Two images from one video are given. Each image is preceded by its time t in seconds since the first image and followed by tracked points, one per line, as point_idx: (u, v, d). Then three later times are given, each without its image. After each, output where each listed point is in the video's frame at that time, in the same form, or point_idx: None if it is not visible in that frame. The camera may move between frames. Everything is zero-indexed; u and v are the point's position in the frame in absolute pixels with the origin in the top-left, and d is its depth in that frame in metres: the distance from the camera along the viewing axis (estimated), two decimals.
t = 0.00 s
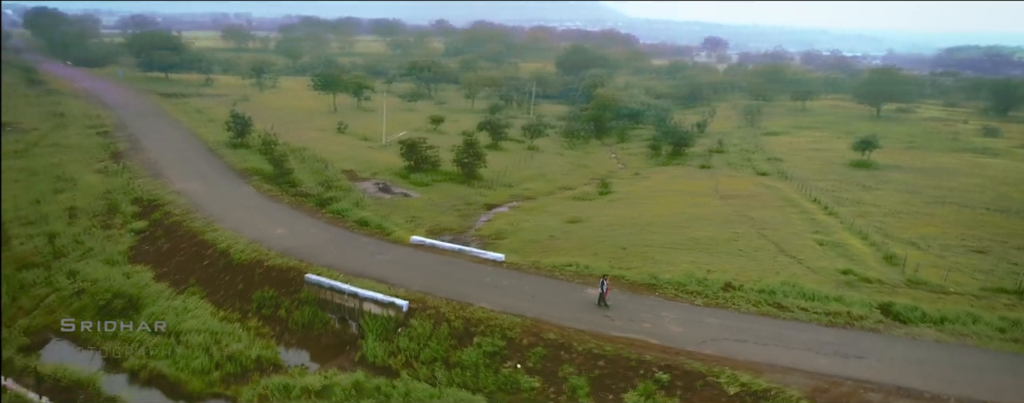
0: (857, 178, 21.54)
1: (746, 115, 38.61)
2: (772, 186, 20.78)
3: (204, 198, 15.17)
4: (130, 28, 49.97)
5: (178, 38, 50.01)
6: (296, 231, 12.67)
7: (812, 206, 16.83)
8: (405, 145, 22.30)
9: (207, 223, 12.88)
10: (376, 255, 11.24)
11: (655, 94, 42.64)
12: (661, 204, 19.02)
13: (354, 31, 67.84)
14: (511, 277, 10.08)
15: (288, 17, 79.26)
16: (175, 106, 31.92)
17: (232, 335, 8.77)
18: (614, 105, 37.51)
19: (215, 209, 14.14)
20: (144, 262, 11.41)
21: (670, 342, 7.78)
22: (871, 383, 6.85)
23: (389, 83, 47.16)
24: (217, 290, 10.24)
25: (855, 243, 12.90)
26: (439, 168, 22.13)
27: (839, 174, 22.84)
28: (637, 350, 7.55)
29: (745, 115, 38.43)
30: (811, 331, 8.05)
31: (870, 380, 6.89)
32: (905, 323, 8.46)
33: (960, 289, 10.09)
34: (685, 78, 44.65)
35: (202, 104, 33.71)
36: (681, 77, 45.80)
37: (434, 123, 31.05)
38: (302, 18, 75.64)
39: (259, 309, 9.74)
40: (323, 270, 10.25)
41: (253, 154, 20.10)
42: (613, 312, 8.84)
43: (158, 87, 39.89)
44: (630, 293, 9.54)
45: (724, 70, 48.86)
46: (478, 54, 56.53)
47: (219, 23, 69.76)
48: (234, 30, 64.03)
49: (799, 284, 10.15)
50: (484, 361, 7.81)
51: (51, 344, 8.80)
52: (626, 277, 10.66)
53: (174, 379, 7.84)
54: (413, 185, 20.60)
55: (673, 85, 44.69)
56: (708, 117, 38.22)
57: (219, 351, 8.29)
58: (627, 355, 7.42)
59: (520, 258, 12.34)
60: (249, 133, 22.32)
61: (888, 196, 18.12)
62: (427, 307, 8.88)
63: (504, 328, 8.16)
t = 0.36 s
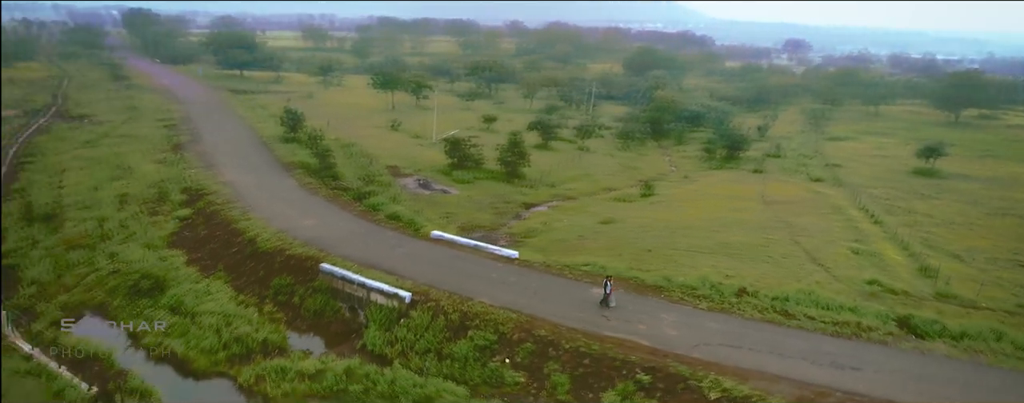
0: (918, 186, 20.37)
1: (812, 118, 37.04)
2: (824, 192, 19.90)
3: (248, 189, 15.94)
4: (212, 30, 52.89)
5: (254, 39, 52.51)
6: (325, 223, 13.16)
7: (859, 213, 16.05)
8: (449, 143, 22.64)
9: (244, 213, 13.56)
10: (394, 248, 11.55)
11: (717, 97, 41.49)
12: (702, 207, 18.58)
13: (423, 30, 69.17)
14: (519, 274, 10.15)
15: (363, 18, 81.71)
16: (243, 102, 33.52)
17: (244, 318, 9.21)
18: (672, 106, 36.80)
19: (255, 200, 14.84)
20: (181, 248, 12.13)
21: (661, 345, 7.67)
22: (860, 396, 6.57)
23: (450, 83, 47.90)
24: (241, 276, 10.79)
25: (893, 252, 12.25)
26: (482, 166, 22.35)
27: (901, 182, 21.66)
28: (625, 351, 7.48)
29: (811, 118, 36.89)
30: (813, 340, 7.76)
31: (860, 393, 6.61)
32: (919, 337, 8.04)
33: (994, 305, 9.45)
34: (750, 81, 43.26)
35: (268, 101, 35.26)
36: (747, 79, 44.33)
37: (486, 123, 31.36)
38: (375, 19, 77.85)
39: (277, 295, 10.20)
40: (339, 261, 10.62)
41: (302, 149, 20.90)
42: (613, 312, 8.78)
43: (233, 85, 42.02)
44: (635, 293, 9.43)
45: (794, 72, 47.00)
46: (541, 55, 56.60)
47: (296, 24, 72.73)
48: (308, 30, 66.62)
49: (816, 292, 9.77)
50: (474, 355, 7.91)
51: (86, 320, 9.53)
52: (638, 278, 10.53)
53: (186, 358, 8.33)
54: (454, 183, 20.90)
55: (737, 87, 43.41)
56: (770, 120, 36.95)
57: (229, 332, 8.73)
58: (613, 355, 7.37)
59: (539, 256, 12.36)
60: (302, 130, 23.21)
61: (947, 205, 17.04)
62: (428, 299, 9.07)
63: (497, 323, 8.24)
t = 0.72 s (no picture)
0: (985, 195, 19.01)
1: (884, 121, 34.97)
2: (878, 199, 18.89)
3: (288, 182, 16.62)
4: (287, 31, 55.25)
5: (325, 40, 54.49)
6: (353, 215, 13.59)
7: (908, 222, 15.18)
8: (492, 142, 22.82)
9: (278, 204, 14.17)
10: (411, 241, 11.83)
11: (782, 100, 39.93)
12: (743, 209, 18.01)
13: (490, 30, 69.86)
14: (526, 272, 10.22)
15: (435, 19, 83.28)
16: (306, 99, 34.77)
17: (257, 303, 9.65)
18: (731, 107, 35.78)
19: (292, 192, 15.46)
20: (216, 236, 12.81)
21: (648, 346, 7.59)
22: None
23: (510, 83, 48.17)
24: (264, 263, 11.30)
25: (931, 264, 11.57)
26: (524, 165, 22.36)
27: (967, 191, 20.23)
28: (609, 349, 7.45)
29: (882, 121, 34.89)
30: (809, 348, 7.50)
31: None
32: (927, 350, 7.63)
33: None
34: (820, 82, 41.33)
35: (330, 98, 36.47)
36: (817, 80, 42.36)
37: (537, 123, 31.44)
38: (445, 21, 79.22)
39: (294, 282, 10.63)
40: (355, 252, 10.98)
41: (349, 145, 21.56)
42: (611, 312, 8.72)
43: (301, 84, 43.71)
44: (638, 294, 9.33)
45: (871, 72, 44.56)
46: (604, 57, 56.12)
47: (370, 25, 74.96)
48: (380, 32, 68.58)
49: (831, 300, 9.39)
50: (465, 347, 8.03)
51: (118, 297, 10.22)
52: (649, 280, 10.39)
53: (196, 338, 8.83)
54: (495, 181, 21.02)
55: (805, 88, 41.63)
56: (837, 123, 35.30)
57: (239, 316, 9.19)
58: (596, 353, 7.35)
59: (558, 255, 12.33)
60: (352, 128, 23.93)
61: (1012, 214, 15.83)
62: (431, 292, 9.27)
63: (491, 318, 8.34)
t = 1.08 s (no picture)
0: None
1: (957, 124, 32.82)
2: (929, 208, 17.83)
3: (325, 177, 17.21)
4: (353, 32, 56.89)
5: (388, 41, 55.82)
6: (378, 209, 13.97)
7: (955, 232, 14.28)
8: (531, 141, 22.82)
9: (309, 196, 14.72)
10: (427, 235, 12.07)
11: (848, 101, 38.09)
12: (782, 213, 17.39)
13: (554, 29, 69.80)
14: (530, 268, 10.27)
15: (503, 20, 83.79)
16: (361, 96, 35.67)
17: (270, 289, 10.09)
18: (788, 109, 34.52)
19: (325, 186, 16.00)
20: (248, 226, 13.44)
21: (631, 345, 7.55)
22: None
23: (566, 83, 48.00)
24: (285, 252, 11.78)
25: (965, 276, 10.90)
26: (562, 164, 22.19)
27: None
28: (590, 347, 7.45)
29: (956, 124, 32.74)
30: (797, 354, 7.28)
31: None
32: (925, 364, 7.27)
33: None
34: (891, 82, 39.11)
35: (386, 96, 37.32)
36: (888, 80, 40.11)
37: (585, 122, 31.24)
38: (511, 22, 79.55)
39: (310, 270, 11.05)
40: (369, 243, 11.30)
41: (390, 142, 22.05)
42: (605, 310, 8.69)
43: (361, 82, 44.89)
44: (638, 294, 9.24)
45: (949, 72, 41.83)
46: (665, 59, 55.08)
47: (436, 26, 76.18)
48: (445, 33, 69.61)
49: (840, 307, 9.04)
50: (454, 338, 8.18)
51: (148, 279, 10.91)
52: (656, 280, 10.26)
53: (208, 320, 9.33)
54: (531, 180, 20.97)
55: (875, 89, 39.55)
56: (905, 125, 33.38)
57: (250, 301, 9.67)
58: (576, 350, 7.38)
59: (572, 253, 12.28)
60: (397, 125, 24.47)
61: None
62: (432, 284, 9.47)
63: (483, 312, 8.46)
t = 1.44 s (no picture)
0: None
1: None
2: (986, 220, 16.74)
3: (362, 172, 17.73)
4: (417, 32, 58.04)
5: (450, 42, 56.63)
6: (404, 204, 14.33)
7: (1006, 245, 13.38)
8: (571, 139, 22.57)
9: (341, 190, 15.23)
10: (444, 230, 12.32)
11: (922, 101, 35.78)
12: (822, 219, 16.72)
13: (619, 30, 68.91)
14: (536, 265, 10.34)
15: (570, 21, 83.36)
16: (416, 95, 36.33)
17: (286, 277, 10.57)
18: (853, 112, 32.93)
19: (360, 181, 16.51)
20: (281, 216, 14.05)
21: (614, 343, 7.54)
22: None
23: (624, 84, 47.44)
24: (309, 241, 12.28)
25: (999, 290, 10.23)
26: (602, 164, 22.01)
27: None
28: (572, 343, 7.48)
29: None
30: (782, 359, 7.10)
31: None
32: (920, 378, 6.96)
33: None
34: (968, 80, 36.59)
35: (441, 95, 37.89)
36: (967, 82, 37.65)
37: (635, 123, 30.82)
38: (577, 23, 79.08)
39: (328, 260, 11.47)
40: (385, 236, 11.63)
41: (431, 139, 22.43)
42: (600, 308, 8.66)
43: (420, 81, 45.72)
44: (638, 294, 9.18)
45: None
46: (730, 60, 53.42)
47: (502, 27, 76.78)
48: (510, 33, 70.00)
49: (848, 315, 8.72)
50: (446, 329, 8.36)
51: (180, 261, 11.63)
52: (663, 281, 10.10)
53: (224, 303, 9.86)
54: (569, 179, 20.74)
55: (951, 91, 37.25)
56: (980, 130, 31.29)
57: (265, 286, 10.18)
58: (558, 346, 7.42)
59: (588, 253, 12.26)
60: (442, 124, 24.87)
61: None
62: (435, 277, 9.69)
63: (477, 304, 8.61)
